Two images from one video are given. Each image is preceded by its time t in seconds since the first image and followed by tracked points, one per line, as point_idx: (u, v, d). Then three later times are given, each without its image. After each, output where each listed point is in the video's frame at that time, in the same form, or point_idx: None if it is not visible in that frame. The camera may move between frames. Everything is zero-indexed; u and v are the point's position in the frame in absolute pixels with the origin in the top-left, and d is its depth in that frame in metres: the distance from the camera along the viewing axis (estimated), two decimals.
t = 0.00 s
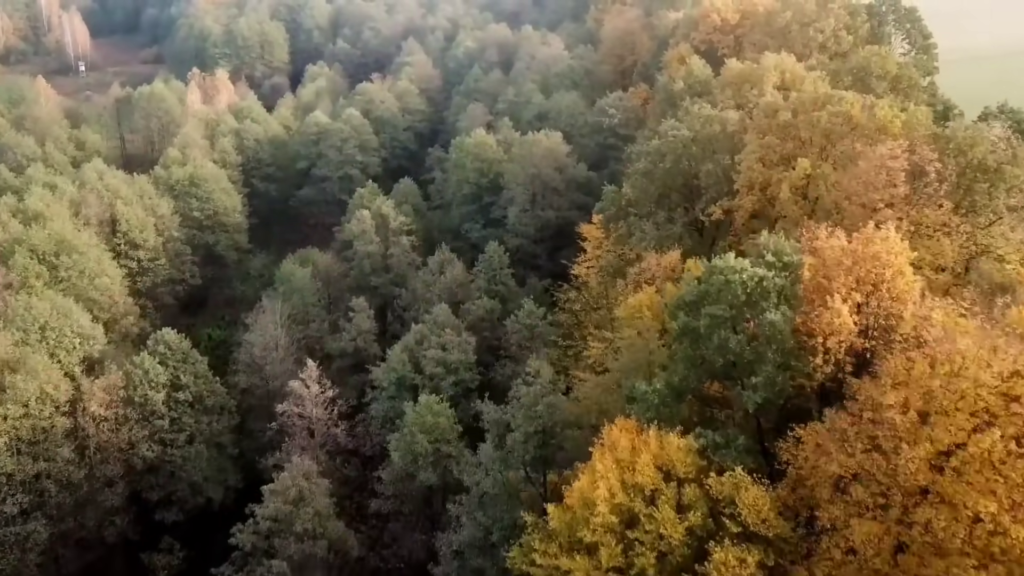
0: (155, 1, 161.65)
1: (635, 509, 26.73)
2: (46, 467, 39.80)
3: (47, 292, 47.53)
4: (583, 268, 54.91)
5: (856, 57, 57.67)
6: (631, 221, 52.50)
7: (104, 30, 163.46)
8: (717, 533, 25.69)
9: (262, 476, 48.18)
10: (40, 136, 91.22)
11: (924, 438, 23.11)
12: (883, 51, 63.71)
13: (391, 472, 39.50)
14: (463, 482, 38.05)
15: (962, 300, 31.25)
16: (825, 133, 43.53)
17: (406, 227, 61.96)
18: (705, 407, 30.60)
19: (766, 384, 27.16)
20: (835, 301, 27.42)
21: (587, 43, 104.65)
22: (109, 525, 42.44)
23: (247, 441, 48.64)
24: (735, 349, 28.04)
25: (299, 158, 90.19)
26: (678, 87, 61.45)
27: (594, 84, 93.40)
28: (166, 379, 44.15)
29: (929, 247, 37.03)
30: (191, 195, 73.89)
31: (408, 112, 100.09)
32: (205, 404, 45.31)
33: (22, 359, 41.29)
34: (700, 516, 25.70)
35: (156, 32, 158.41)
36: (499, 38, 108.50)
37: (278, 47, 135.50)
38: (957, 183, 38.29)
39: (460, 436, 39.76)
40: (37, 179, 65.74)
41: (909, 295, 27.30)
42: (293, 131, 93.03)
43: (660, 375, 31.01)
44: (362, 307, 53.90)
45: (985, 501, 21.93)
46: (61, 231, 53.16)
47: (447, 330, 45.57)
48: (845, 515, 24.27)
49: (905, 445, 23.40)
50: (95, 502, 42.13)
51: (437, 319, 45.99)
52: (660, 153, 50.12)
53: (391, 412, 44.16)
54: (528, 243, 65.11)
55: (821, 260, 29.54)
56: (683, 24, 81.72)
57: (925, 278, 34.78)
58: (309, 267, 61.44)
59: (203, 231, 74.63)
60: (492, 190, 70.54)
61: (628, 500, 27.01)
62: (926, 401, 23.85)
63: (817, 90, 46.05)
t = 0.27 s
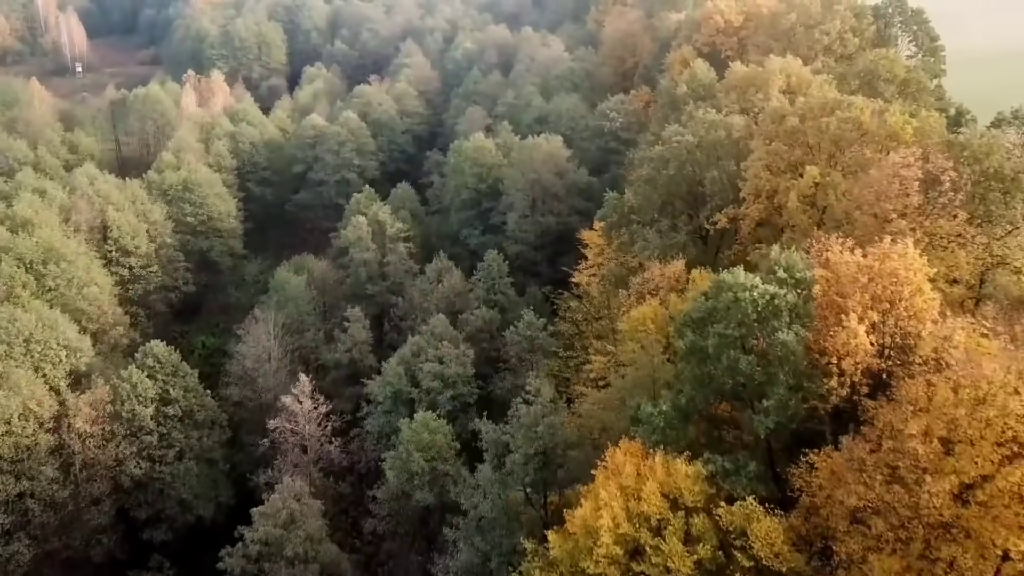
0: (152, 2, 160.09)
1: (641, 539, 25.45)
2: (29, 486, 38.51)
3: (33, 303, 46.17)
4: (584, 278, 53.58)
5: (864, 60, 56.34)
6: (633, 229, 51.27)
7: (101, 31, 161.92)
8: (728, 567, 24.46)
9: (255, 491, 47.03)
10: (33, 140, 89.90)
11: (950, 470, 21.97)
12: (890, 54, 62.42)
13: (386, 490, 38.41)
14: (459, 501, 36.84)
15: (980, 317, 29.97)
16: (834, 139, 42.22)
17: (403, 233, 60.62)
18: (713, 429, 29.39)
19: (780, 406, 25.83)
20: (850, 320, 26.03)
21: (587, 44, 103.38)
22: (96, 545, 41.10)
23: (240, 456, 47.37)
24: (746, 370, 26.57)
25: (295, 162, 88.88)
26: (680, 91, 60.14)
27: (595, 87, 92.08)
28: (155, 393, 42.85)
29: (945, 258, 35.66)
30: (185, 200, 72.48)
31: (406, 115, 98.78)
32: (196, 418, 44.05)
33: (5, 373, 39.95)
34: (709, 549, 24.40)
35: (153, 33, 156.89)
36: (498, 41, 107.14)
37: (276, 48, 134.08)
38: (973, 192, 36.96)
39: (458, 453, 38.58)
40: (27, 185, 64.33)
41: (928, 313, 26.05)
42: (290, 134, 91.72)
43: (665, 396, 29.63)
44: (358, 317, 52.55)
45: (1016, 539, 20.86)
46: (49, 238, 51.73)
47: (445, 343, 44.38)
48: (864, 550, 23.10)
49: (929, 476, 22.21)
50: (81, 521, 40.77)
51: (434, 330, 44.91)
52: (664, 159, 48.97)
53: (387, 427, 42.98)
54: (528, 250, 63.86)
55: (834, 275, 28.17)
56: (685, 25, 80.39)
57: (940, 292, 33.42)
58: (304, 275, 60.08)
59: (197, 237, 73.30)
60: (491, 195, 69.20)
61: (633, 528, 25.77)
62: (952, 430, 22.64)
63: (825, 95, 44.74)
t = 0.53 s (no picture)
0: (150, 2, 158.52)
1: None
2: (7, 510, 37.05)
3: (16, 316, 44.66)
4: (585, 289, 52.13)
5: (873, 64, 54.77)
6: (636, 238, 49.85)
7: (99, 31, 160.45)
8: None
9: (245, 512, 45.53)
10: (24, 143, 88.38)
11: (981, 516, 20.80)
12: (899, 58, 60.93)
13: (379, 514, 36.99)
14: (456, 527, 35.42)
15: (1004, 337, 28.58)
16: (846, 148, 40.75)
17: (400, 241, 59.12)
18: (722, 457, 27.92)
19: (795, 438, 24.35)
20: (871, 346, 24.50)
21: (588, 46, 101.86)
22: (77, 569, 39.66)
23: (230, 475, 45.88)
24: (759, 399, 25.00)
25: (291, 166, 87.39)
26: (684, 96, 58.60)
27: (595, 89, 90.51)
28: (141, 411, 41.36)
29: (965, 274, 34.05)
30: (176, 206, 70.97)
31: (404, 118, 97.25)
32: (184, 437, 42.58)
33: None
34: None
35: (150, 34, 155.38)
36: (498, 43, 105.64)
37: (273, 50, 132.51)
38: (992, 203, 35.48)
39: (455, 476, 37.23)
40: (15, 191, 62.80)
41: (953, 339, 24.62)
42: (286, 138, 90.22)
43: (672, 421, 28.14)
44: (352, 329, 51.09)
45: None
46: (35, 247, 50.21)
47: (442, 358, 42.92)
48: None
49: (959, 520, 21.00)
50: (63, 545, 39.37)
51: (431, 345, 43.51)
52: (668, 166, 47.72)
53: (382, 446, 41.58)
54: (528, 258, 62.35)
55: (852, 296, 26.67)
56: (688, 27, 78.86)
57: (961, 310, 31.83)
58: (298, 285, 58.54)
59: (189, 244, 71.81)
60: (490, 201, 67.66)
61: (637, 567, 24.35)
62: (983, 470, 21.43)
63: (836, 102, 43.34)
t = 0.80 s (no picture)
0: (147, 3, 156.87)
1: None
2: None
3: None
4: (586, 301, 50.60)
5: (883, 68, 53.19)
6: (638, 248, 48.36)
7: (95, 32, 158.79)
8: None
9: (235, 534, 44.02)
10: (15, 147, 86.85)
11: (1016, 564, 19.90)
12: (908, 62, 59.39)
13: (371, 539, 35.60)
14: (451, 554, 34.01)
15: None
16: (858, 157, 39.27)
17: (396, 250, 57.58)
18: (732, 486, 26.36)
19: (812, 473, 22.87)
20: (894, 375, 23.02)
21: (589, 48, 100.28)
22: None
23: (218, 493, 44.40)
24: (773, 431, 23.51)
25: (287, 171, 85.85)
26: (688, 101, 57.03)
27: (596, 92, 88.95)
28: (125, 430, 39.85)
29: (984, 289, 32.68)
30: (168, 212, 69.39)
31: (402, 121, 95.70)
32: (170, 457, 41.04)
33: None
34: None
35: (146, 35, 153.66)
36: (497, 45, 104.11)
37: (271, 51, 130.84)
38: (1011, 215, 34.16)
39: (451, 500, 35.90)
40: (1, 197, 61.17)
41: (980, 366, 23.22)
42: (281, 141, 88.67)
43: (679, 450, 26.60)
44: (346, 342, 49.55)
45: None
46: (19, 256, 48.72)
47: (439, 375, 41.44)
48: None
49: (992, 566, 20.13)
50: (44, 570, 37.92)
51: (427, 361, 42.05)
52: (672, 175, 46.18)
53: (376, 466, 40.17)
54: (528, 267, 60.82)
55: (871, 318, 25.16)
56: (691, 30, 77.30)
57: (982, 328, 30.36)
58: (291, 295, 56.98)
59: (181, 251, 70.21)
60: (489, 208, 66.12)
61: None
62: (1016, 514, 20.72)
63: (846, 110, 41.89)
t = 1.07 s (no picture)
0: (145, 4, 155.51)
1: None
2: None
3: None
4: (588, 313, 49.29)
5: (891, 72, 51.89)
6: (641, 259, 47.10)
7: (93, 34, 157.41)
8: None
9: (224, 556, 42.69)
10: (6, 151, 85.53)
11: None
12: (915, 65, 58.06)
13: (364, 563, 34.42)
14: None
15: None
16: (868, 167, 37.99)
17: (392, 258, 56.29)
18: (742, 517, 25.11)
19: (827, 507, 21.60)
20: (916, 405, 21.64)
21: (589, 50, 98.96)
22: None
23: (208, 512, 43.22)
24: (787, 462, 22.19)
25: (282, 175, 84.54)
26: (691, 106, 55.70)
27: (596, 95, 87.62)
28: (110, 448, 38.63)
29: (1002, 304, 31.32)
30: (161, 218, 68.10)
31: (400, 124, 94.38)
32: (158, 475, 39.76)
33: None
34: None
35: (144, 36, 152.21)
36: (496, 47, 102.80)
37: (268, 53, 129.41)
38: None
39: (448, 522, 35.08)
40: None
41: (1007, 395, 21.86)
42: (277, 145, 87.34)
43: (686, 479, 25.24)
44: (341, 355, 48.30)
45: None
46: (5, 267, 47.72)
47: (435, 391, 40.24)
48: None
49: None
50: None
51: (423, 376, 40.86)
52: (676, 183, 44.88)
53: (371, 486, 39.11)
54: (527, 275, 59.49)
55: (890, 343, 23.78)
56: (693, 32, 75.98)
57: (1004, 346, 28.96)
58: (285, 305, 55.64)
59: (174, 258, 68.87)
60: (487, 215, 64.81)
61: None
62: None
63: (856, 118, 40.56)
